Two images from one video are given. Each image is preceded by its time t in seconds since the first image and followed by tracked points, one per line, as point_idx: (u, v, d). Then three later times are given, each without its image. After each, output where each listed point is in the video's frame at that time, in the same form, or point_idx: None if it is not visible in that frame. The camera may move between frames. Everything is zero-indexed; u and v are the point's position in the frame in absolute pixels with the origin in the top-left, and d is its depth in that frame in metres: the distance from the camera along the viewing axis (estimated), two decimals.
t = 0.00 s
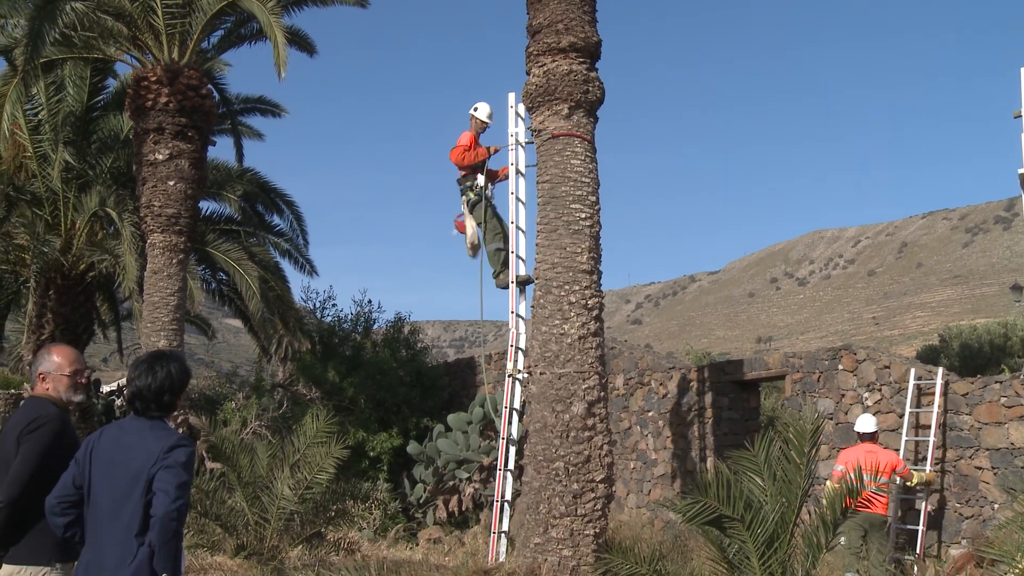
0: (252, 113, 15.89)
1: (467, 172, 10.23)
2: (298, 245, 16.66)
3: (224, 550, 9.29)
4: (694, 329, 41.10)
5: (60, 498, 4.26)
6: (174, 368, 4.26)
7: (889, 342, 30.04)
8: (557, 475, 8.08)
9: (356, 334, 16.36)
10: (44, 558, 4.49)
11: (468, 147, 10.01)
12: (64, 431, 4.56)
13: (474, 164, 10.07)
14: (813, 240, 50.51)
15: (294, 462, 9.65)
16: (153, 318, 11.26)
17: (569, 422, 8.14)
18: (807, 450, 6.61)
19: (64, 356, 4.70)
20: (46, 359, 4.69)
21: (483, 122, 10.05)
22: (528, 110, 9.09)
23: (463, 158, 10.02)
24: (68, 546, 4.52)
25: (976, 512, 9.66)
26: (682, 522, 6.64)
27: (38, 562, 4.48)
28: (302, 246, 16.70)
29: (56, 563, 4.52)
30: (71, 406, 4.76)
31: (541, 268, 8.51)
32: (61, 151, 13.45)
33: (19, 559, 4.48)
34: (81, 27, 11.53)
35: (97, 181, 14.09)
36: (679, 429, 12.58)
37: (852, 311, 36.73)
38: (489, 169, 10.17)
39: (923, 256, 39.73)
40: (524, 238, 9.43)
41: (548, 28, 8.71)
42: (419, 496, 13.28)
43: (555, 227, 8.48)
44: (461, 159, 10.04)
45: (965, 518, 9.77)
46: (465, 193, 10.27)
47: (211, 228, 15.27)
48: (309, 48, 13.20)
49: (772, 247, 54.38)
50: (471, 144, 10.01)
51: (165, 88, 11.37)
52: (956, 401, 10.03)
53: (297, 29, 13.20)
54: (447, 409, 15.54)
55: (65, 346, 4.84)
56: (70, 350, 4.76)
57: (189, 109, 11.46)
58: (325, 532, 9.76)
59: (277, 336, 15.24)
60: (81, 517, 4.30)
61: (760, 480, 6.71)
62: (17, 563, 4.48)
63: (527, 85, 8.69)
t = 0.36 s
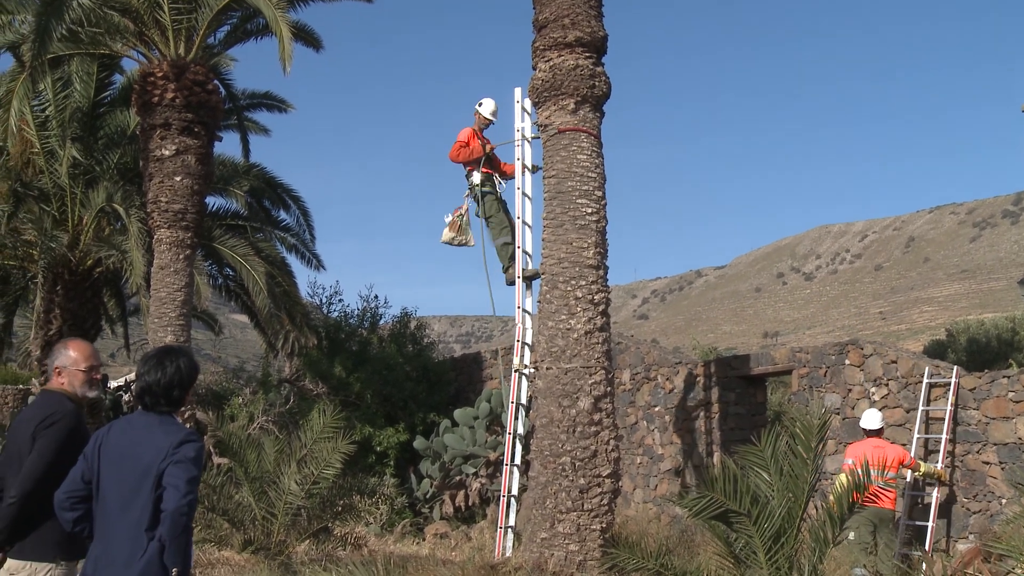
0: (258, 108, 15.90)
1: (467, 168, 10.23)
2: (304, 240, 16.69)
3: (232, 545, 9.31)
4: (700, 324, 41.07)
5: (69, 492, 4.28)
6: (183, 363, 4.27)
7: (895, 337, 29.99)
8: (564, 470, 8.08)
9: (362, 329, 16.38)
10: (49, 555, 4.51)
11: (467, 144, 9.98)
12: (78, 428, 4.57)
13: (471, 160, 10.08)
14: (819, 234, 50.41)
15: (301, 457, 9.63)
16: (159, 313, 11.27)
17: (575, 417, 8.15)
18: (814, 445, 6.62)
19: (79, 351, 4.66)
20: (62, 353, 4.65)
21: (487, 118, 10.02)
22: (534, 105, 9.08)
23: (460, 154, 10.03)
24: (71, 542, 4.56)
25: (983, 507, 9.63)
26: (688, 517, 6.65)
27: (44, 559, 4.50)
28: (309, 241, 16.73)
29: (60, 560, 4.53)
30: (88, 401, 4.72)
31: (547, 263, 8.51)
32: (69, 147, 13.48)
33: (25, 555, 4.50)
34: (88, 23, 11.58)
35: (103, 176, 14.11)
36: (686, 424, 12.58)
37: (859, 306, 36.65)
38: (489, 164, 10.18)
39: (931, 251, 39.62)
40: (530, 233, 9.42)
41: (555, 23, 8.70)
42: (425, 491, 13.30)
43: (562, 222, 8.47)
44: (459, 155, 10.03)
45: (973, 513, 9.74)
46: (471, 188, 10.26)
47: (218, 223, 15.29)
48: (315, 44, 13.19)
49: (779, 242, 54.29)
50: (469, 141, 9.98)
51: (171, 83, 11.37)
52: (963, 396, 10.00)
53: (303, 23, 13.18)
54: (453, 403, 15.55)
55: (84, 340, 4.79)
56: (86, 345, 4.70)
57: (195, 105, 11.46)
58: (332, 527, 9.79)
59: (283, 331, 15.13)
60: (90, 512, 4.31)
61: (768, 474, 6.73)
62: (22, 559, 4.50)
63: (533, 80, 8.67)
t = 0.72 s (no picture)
0: (264, 105, 15.93)
1: (467, 169, 10.23)
2: (310, 237, 16.71)
3: (238, 542, 9.38)
4: (706, 321, 41.04)
5: (78, 489, 4.28)
6: (192, 359, 4.28)
7: (902, 332, 29.94)
8: (569, 467, 8.08)
9: (368, 326, 16.40)
10: (49, 555, 4.52)
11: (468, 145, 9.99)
12: (83, 429, 4.58)
13: (474, 161, 10.06)
14: (825, 230, 50.33)
15: (307, 454, 9.63)
16: (166, 311, 11.29)
17: (581, 414, 8.15)
18: (820, 442, 6.65)
19: (86, 351, 4.65)
20: (68, 352, 4.65)
21: (482, 117, 10.02)
22: (539, 101, 9.07)
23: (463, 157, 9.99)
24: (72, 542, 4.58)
25: (990, 504, 9.61)
26: (694, 514, 6.64)
27: (46, 559, 4.51)
28: (315, 238, 16.75)
29: (60, 559, 4.55)
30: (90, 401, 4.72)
31: (552, 260, 8.51)
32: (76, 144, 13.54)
33: (26, 553, 4.50)
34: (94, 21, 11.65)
35: (110, 174, 14.14)
36: (692, 421, 12.57)
37: (865, 302, 36.60)
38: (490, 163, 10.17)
39: (937, 247, 39.53)
40: (535, 229, 9.42)
41: (560, 19, 8.69)
42: (431, 488, 13.32)
43: (567, 219, 8.47)
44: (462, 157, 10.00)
45: (979, 510, 9.73)
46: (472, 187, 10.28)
47: (224, 221, 15.31)
48: (320, 41, 13.19)
49: (784, 238, 54.21)
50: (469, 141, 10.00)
51: (177, 81, 11.39)
52: (970, 392, 9.98)
53: (308, 21, 13.18)
54: (459, 400, 15.56)
55: (90, 339, 4.78)
56: (90, 343, 4.70)
57: (201, 102, 11.47)
58: (338, 523, 9.80)
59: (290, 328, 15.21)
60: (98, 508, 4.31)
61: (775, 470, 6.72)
62: (24, 558, 4.49)
63: (538, 77, 8.67)
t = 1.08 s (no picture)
0: (268, 99, 15.92)
1: (472, 168, 10.19)
2: (315, 232, 16.73)
3: (243, 535, 9.41)
4: (710, 315, 41.04)
5: (83, 483, 4.27)
6: (199, 353, 4.29)
7: (907, 326, 29.91)
8: (574, 461, 8.08)
9: (373, 320, 16.41)
10: (32, 549, 4.46)
11: (470, 146, 9.95)
12: (75, 423, 4.59)
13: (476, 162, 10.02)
14: (830, 224, 50.27)
15: (312, 448, 9.64)
16: (170, 305, 11.29)
17: (585, 408, 8.16)
18: (825, 436, 6.65)
19: (85, 349, 4.70)
20: (67, 350, 4.70)
21: (481, 114, 10.01)
22: (543, 95, 9.06)
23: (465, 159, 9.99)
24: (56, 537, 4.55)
25: (995, 498, 9.58)
26: (698, 506, 6.66)
27: (34, 553, 4.47)
28: (319, 232, 16.76)
29: (43, 555, 4.50)
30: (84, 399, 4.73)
31: (557, 253, 8.51)
32: (82, 139, 13.58)
33: (10, 547, 4.43)
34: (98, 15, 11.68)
35: (115, 168, 14.17)
36: (697, 414, 12.58)
37: (870, 296, 36.56)
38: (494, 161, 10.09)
39: (942, 241, 39.45)
40: (539, 223, 9.41)
41: (564, 13, 8.68)
42: (436, 482, 13.37)
43: (572, 213, 8.46)
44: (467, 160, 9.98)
45: (984, 503, 9.70)
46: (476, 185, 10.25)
47: (228, 215, 15.33)
48: (323, 34, 13.17)
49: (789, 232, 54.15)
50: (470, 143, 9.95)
51: (182, 75, 11.40)
52: (976, 386, 9.94)
53: (312, 14, 13.17)
54: (464, 393, 15.58)
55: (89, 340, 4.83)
56: (90, 342, 4.75)
57: (206, 96, 11.48)
58: (343, 517, 9.83)
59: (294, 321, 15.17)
60: (103, 502, 4.31)
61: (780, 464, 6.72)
62: (9, 551, 4.43)
63: (542, 70, 8.66)
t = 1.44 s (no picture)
0: (273, 93, 15.92)
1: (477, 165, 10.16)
2: (319, 225, 16.74)
3: (249, 529, 9.49)
4: (715, 309, 41.01)
5: (88, 476, 4.28)
6: (203, 346, 4.30)
7: (912, 320, 29.86)
8: (579, 454, 8.08)
9: (378, 313, 16.43)
10: (66, 544, 4.53)
11: (475, 144, 9.88)
12: (101, 418, 4.60)
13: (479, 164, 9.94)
14: (835, 218, 50.18)
15: (317, 441, 9.63)
16: (176, 299, 11.31)
17: (590, 401, 8.15)
18: (830, 429, 6.65)
19: (107, 342, 4.66)
20: (88, 341, 4.67)
21: (491, 107, 9.99)
22: (548, 89, 9.05)
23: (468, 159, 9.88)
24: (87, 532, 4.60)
25: (1001, 491, 9.55)
26: (704, 501, 6.63)
27: (64, 548, 4.53)
28: (324, 226, 16.78)
29: (76, 550, 4.56)
30: (109, 390, 4.74)
31: (562, 247, 8.50)
32: (87, 133, 13.61)
33: (42, 543, 4.49)
34: (103, 9, 11.68)
35: (120, 162, 14.19)
36: (702, 408, 12.58)
37: (875, 289, 36.50)
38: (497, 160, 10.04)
39: (948, 234, 39.36)
40: (544, 218, 9.41)
41: (569, 6, 8.67)
42: (440, 475, 13.36)
43: (577, 207, 8.45)
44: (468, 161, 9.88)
45: (990, 497, 9.67)
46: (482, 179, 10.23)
47: (233, 209, 15.34)
48: (328, 28, 13.15)
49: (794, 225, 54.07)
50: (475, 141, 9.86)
51: (186, 69, 11.39)
52: (981, 379, 9.91)
53: (317, 8, 13.15)
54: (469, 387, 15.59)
55: (109, 331, 4.80)
56: (112, 335, 4.73)
57: (210, 90, 11.47)
58: (349, 510, 9.85)
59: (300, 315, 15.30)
60: (108, 495, 4.31)
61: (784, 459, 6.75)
62: (41, 547, 4.49)
63: (547, 64, 8.65)
